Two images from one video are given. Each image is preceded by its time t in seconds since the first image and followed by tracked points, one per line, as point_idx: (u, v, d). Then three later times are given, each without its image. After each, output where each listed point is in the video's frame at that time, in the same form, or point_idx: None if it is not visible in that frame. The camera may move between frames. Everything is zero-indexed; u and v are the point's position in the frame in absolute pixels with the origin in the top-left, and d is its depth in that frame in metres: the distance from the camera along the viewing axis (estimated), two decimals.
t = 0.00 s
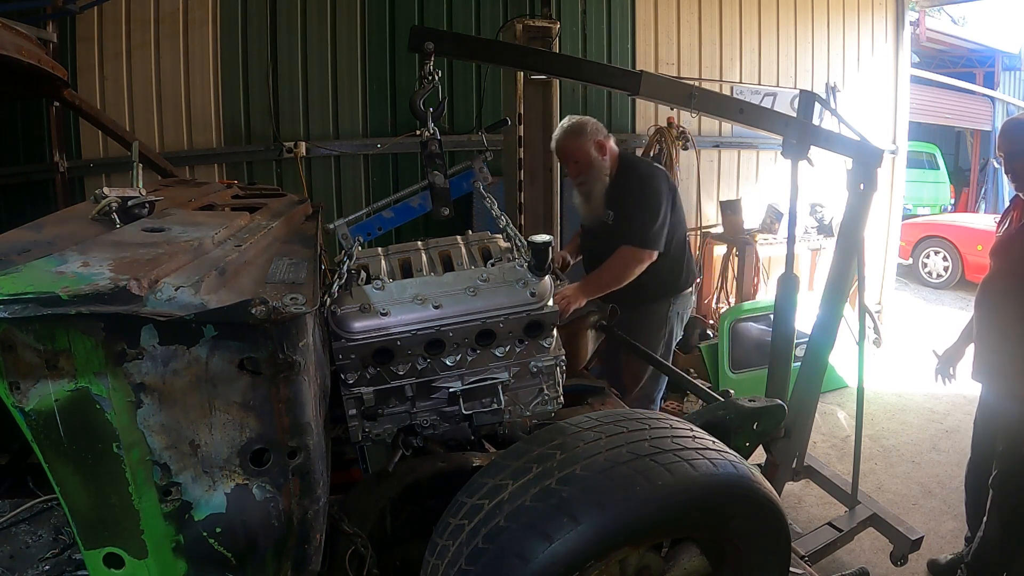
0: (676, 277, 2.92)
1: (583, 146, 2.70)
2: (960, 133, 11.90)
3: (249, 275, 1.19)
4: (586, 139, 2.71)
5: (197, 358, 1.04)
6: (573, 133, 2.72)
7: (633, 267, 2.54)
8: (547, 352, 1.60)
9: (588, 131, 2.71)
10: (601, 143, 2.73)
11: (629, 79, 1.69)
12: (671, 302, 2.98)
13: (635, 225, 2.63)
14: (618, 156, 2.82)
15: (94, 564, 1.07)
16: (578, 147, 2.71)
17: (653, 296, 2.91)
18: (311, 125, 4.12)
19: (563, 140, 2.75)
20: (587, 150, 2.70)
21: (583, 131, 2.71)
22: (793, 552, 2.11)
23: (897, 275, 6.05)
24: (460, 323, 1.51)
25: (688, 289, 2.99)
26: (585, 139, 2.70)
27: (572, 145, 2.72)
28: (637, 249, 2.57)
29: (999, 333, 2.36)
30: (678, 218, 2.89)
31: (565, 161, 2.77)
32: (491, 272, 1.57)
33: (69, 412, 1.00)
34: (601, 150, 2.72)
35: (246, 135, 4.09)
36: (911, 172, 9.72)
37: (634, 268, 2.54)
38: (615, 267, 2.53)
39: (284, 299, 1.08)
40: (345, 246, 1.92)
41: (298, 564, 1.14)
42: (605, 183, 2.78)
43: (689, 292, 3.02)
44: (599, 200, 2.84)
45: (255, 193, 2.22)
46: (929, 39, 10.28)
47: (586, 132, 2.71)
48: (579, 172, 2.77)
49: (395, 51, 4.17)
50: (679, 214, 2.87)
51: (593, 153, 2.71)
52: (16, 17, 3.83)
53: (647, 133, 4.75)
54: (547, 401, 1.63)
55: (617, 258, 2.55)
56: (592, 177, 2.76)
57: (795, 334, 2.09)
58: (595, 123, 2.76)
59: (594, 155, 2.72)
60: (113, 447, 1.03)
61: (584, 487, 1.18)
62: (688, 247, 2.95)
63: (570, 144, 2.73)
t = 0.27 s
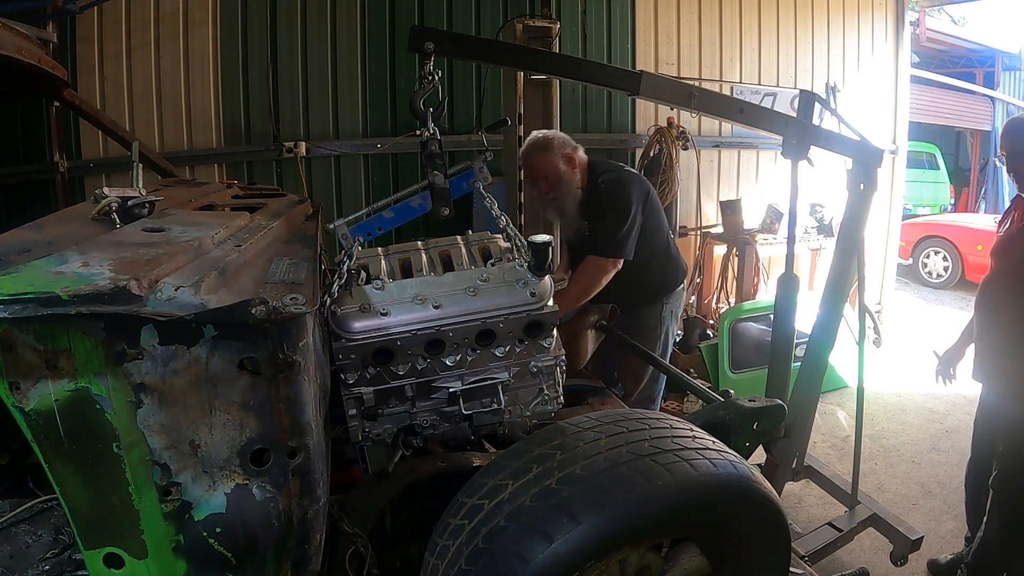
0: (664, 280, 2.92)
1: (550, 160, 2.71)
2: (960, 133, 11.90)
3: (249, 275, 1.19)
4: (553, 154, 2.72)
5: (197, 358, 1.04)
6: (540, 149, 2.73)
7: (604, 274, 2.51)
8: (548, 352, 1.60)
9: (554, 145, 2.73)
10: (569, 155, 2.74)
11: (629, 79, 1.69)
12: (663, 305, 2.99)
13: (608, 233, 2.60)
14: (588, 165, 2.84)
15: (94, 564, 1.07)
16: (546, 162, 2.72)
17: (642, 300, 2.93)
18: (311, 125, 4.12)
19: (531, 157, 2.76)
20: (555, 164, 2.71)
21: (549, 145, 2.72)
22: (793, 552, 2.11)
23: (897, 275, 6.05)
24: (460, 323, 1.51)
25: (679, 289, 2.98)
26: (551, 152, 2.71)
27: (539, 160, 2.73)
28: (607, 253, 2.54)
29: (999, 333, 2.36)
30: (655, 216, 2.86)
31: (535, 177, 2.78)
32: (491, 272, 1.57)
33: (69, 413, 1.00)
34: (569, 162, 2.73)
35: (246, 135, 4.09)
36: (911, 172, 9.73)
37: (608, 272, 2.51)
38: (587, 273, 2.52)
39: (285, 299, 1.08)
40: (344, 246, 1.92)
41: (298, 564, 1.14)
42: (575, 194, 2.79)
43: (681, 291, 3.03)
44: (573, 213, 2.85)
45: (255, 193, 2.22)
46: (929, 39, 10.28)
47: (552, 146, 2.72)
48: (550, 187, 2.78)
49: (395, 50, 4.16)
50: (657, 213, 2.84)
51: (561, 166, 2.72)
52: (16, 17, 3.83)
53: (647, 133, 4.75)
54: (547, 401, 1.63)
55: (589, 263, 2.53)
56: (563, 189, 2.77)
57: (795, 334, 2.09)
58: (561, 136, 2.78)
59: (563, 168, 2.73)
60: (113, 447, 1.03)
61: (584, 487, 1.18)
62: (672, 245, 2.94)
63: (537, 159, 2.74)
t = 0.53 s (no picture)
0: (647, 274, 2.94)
1: (512, 175, 2.64)
2: (960, 134, 11.90)
3: (249, 275, 1.19)
4: (514, 168, 2.64)
5: (198, 358, 1.04)
6: (500, 164, 2.66)
7: (597, 270, 2.53)
8: (548, 352, 1.60)
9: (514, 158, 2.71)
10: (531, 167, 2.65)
11: (628, 79, 1.69)
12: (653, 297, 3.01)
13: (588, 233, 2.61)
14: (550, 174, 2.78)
15: (94, 564, 1.07)
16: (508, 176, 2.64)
17: (631, 296, 2.95)
18: (311, 125, 4.12)
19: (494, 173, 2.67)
20: (518, 177, 2.64)
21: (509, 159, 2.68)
22: (793, 552, 2.11)
23: (897, 275, 6.05)
24: (460, 323, 1.51)
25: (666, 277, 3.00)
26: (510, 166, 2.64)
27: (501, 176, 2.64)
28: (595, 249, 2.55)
29: (998, 332, 2.36)
30: (629, 210, 2.89)
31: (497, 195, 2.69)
32: (491, 272, 1.57)
33: (69, 413, 1.00)
34: (532, 174, 2.65)
35: (246, 135, 4.09)
36: (910, 172, 9.73)
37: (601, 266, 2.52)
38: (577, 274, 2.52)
39: (285, 299, 1.08)
40: (344, 246, 1.92)
41: (298, 564, 1.14)
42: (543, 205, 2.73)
43: (666, 281, 3.05)
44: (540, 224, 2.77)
45: (255, 193, 2.22)
46: (929, 39, 10.28)
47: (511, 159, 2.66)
48: (516, 202, 2.70)
49: (395, 50, 4.16)
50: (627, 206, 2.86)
51: (523, 179, 2.65)
52: (16, 17, 3.83)
53: (647, 133, 4.75)
54: (547, 401, 1.63)
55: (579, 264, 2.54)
56: (528, 202, 2.70)
57: (795, 333, 2.09)
58: (518, 149, 2.75)
59: (526, 181, 2.66)
60: (113, 447, 1.03)
61: (584, 487, 1.18)
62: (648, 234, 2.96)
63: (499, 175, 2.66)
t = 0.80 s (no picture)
0: (633, 264, 2.88)
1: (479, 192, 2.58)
2: (960, 134, 11.90)
3: (249, 275, 1.19)
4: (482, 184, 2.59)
5: (197, 358, 1.04)
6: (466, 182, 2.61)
7: (590, 262, 2.49)
8: (548, 352, 1.60)
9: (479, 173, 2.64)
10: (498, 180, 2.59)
11: (629, 79, 1.69)
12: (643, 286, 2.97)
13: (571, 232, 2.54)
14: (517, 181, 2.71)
15: (94, 564, 1.07)
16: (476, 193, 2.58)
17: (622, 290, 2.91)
18: (311, 125, 4.12)
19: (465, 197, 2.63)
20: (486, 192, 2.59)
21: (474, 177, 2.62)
22: (793, 552, 2.11)
23: (897, 275, 6.05)
24: (460, 323, 1.51)
25: (653, 264, 2.97)
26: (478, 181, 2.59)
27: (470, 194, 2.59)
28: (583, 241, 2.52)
29: (999, 332, 2.37)
30: (604, 203, 2.83)
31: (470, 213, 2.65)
32: (491, 272, 1.56)
33: (69, 413, 1.00)
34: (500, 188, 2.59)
35: (246, 135, 4.09)
36: (910, 172, 9.73)
37: (593, 257, 2.51)
38: (570, 271, 2.49)
39: (285, 299, 1.08)
40: (344, 246, 1.92)
41: (298, 564, 1.14)
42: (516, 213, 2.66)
43: (654, 267, 2.99)
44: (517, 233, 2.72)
45: (254, 193, 2.21)
46: (929, 39, 10.28)
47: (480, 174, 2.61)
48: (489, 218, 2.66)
49: (395, 50, 4.16)
50: (601, 202, 2.82)
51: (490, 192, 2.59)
52: (16, 17, 3.83)
53: (647, 133, 4.75)
54: (547, 401, 1.63)
55: (569, 260, 2.51)
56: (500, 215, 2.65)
57: (795, 334, 2.09)
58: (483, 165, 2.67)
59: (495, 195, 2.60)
60: (113, 447, 1.03)
61: (584, 487, 1.18)
62: (626, 225, 2.93)
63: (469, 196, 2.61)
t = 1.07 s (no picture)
0: (626, 260, 2.88)
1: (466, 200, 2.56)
2: (960, 134, 11.90)
3: (249, 275, 1.19)
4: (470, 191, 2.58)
5: (197, 358, 1.04)
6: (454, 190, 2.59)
7: (586, 258, 2.49)
8: (548, 352, 1.60)
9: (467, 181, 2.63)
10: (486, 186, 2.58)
11: (629, 79, 1.69)
12: (638, 280, 2.97)
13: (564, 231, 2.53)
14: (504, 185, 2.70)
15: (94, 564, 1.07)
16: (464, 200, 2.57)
17: (616, 289, 2.90)
18: (311, 125, 4.12)
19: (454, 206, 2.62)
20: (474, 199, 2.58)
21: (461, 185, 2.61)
22: (793, 552, 2.11)
23: (897, 275, 6.05)
24: (460, 323, 1.51)
25: (644, 257, 2.95)
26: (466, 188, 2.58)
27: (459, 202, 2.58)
28: (578, 239, 2.52)
29: (995, 332, 2.38)
30: (593, 203, 2.82)
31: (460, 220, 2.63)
32: (491, 272, 1.56)
33: (69, 413, 1.00)
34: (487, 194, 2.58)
35: (246, 135, 4.09)
36: (910, 172, 9.73)
37: (589, 254, 2.50)
38: (567, 270, 2.48)
39: (285, 299, 1.08)
40: (344, 246, 1.92)
41: (298, 564, 1.14)
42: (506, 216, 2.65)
43: (646, 262, 2.99)
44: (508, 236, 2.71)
45: (254, 193, 2.21)
46: (929, 39, 10.28)
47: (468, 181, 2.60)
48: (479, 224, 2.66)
49: (395, 50, 4.16)
50: (590, 202, 2.82)
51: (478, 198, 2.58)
52: (16, 17, 3.83)
53: (647, 133, 4.75)
54: (547, 401, 1.63)
55: (564, 258, 2.50)
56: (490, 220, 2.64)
57: (794, 334, 2.09)
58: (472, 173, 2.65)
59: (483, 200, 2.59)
60: (113, 447, 1.03)
61: (584, 487, 1.18)
62: (614, 223, 2.92)
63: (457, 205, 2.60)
